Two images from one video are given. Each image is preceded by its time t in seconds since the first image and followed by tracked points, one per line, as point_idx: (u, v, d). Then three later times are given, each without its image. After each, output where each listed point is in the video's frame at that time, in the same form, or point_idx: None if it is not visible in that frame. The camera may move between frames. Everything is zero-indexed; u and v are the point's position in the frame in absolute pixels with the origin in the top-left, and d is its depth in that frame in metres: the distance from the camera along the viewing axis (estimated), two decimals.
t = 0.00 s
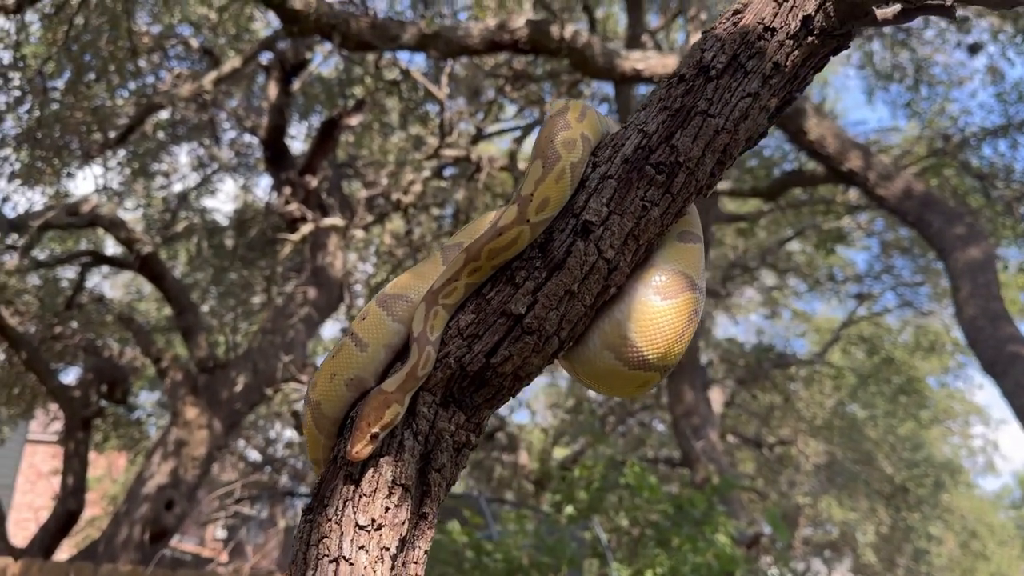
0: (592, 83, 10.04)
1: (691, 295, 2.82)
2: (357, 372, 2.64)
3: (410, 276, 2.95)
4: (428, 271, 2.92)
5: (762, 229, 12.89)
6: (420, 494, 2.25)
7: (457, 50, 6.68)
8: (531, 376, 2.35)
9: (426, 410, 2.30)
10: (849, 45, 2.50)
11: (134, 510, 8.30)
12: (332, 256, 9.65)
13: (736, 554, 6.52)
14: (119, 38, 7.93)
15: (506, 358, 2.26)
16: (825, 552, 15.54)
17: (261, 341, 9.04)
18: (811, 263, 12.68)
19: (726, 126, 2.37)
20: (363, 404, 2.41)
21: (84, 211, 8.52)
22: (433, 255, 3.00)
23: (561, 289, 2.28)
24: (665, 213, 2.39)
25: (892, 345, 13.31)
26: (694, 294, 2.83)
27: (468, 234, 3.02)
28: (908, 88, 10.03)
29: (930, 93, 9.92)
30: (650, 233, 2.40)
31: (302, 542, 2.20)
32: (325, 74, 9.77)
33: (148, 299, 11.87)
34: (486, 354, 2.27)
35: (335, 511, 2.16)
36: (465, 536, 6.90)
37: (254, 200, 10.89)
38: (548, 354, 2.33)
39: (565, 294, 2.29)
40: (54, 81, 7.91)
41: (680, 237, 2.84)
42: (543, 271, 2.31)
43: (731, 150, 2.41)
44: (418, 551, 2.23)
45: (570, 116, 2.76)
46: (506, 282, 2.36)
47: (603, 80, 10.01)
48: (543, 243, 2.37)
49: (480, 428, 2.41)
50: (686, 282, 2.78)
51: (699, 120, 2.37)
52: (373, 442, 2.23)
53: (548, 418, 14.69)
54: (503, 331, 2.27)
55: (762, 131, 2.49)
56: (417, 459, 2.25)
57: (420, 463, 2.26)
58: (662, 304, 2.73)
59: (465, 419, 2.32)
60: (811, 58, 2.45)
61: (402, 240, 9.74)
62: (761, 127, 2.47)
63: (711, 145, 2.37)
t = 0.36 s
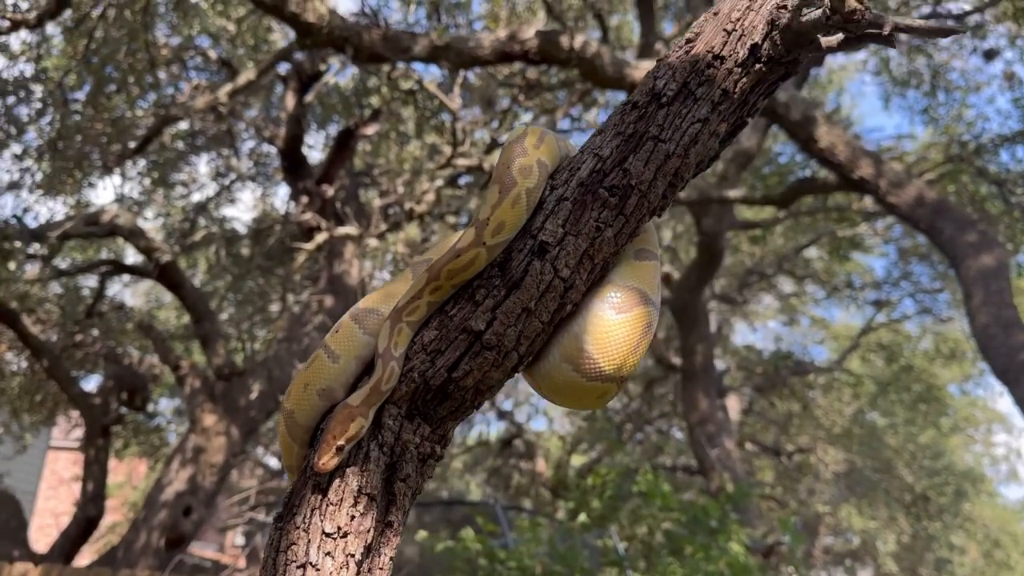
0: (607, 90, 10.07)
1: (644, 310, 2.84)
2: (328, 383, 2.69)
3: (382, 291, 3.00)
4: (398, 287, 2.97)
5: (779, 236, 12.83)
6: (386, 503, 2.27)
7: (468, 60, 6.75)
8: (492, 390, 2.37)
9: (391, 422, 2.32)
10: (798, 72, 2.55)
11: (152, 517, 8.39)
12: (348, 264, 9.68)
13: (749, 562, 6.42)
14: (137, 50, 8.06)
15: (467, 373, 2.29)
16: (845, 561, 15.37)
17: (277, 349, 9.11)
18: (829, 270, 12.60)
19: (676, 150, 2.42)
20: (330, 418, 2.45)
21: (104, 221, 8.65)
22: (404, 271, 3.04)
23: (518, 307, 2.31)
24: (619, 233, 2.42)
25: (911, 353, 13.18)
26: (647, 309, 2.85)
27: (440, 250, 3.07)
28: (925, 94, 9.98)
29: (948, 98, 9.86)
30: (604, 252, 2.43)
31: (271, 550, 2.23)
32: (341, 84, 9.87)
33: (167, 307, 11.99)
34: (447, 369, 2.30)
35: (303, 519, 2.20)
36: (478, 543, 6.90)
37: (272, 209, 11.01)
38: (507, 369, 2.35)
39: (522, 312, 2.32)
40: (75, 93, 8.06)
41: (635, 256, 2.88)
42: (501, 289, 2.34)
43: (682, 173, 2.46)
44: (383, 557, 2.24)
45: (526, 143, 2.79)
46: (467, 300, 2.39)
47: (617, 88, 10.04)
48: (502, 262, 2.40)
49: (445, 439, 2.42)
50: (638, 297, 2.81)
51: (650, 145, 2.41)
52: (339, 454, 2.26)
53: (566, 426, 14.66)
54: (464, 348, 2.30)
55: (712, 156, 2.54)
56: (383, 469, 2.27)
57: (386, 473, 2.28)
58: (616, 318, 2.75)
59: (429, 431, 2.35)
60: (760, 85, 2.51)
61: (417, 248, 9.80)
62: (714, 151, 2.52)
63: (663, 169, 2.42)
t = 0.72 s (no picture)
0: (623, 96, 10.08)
1: (637, 310, 2.87)
2: (332, 382, 2.73)
3: (385, 294, 3.04)
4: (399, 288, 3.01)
5: (799, 242, 12.75)
6: (385, 502, 2.30)
7: (484, 68, 6.79)
8: (487, 392, 2.40)
9: (389, 423, 2.35)
10: (787, 80, 2.55)
11: (173, 522, 8.47)
12: (366, 272, 9.70)
13: (767, 568, 6.33)
14: (158, 61, 8.18)
15: (462, 375, 2.32)
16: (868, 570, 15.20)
17: (295, 355, 9.19)
18: (849, 275, 12.52)
19: (666, 157, 2.43)
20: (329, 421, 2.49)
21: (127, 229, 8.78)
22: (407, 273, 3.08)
23: (512, 311, 2.34)
24: (611, 238, 2.44)
25: (933, 359, 13.04)
26: (640, 309, 2.88)
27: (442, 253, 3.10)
28: (945, 98, 9.91)
29: (968, 102, 9.79)
30: (596, 257, 2.45)
31: (273, 548, 2.27)
32: (360, 92, 9.96)
33: (189, 315, 12.12)
34: (442, 372, 2.34)
35: (304, 517, 2.24)
36: (495, 549, 6.91)
37: (292, 217, 11.11)
38: (502, 371, 2.38)
39: (515, 315, 2.34)
40: (99, 104, 8.21)
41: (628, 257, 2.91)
42: (495, 293, 2.37)
43: (672, 180, 2.47)
44: (382, 555, 2.28)
45: (518, 154, 2.80)
46: (462, 304, 2.42)
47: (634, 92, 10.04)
48: (495, 267, 2.43)
49: (443, 439, 2.46)
50: (631, 297, 2.84)
51: (639, 152, 2.42)
52: (337, 458, 2.29)
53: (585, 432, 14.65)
54: (458, 351, 2.33)
55: (703, 163, 2.54)
56: (380, 469, 2.31)
57: (384, 473, 2.32)
58: (610, 317, 2.77)
59: (426, 431, 2.38)
60: (748, 93, 2.50)
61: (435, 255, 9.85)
62: (705, 157, 2.53)
63: (654, 175, 2.43)
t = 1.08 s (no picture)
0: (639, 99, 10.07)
1: (656, 300, 2.85)
2: (349, 374, 2.74)
3: (402, 287, 3.04)
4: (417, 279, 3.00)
5: (817, 244, 12.66)
6: (400, 498, 2.30)
7: (498, 72, 6.81)
8: (502, 387, 2.39)
9: (403, 418, 2.35)
10: (805, 71, 2.54)
11: (191, 525, 8.52)
12: (382, 276, 9.73)
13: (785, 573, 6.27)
14: (176, 67, 8.25)
15: (477, 370, 2.31)
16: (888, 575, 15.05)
17: (312, 359, 9.23)
18: (867, 278, 12.42)
19: (682, 150, 2.41)
20: (343, 419, 2.49)
21: (145, 234, 8.85)
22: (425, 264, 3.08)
23: (526, 305, 2.33)
24: (626, 231, 2.43)
25: (953, 362, 12.90)
26: (659, 298, 2.86)
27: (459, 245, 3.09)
28: (963, 99, 9.81)
29: (987, 102, 9.68)
30: (612, 251, 2.44)
31: (288, 542, 2.28)
32: (376, 97, 10.02)
33: (207, 319, 12.21)
34: (457, 366, 2.33)
35: (319, 513, 2.24)
36: (511, 553, 6.89)
37: (310, 221, 11.17)
38: (517, 366, 2.37)
39: (531, 309, 2.34)
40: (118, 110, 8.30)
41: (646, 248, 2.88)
42: (510, 288, 2.36)
43: (689, 173, 2.45)
44: (398, 551, 2.27)
45: (533, 149, 2.79)
46: (477, 299, 2.41)
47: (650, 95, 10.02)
48: (510, 261, 2.42)
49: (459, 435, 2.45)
50: (650, 286, 2.82)
51: (655, 146, 2.41)
52: (351, 457, 2.29)
53: (602, 436, 14.61)
54: (472, 345, 2.33)
55: (720, 156, 2.52)
56: (395, 465, 2.30)
57: (399, 469, 2.31)
58: (628, 307, 2.75)
59: (441, 427, 2.37)
60: (765, 85, 2.47)
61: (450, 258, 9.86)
62: (722, 149, 2.50)
63: (670, 167, 2.41)
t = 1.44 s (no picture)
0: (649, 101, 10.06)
1: (676, 295, 2.84)
2: (369, 369, 2.74)
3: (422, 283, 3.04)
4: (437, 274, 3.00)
5: (828, 246, 12.61)
6: (418, 498, 2.29)
7: (509, 74, 6.81)
8: (521, 385, 2.38)
9: (421, 418, 2.35)
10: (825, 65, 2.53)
11: (204, 529, 8.54)
12: (393, 279, 9.74)
13: None
14: (188, 72, 8.30)
15: (495, 368, 2.30)
16: None
17: (324, 363, 9.25)
18: (880, 280, 12.34)
19: (702, 145, 2.40)
20: (360, 419, 2.49)
21: (158, 239, 8.89)
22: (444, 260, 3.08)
23: (545, 302, 2.32)
24: (645, 228, 2.42)
25: (967, 364, 12.81)
26: (679, 294, 2.85)
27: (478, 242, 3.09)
28: (976, 99, 9.74)
29: (1000, 103, 9.62)
30: (631, 248, 2.43)
31: (306, 543, 2.27)
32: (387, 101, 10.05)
33: (219, 324, 12.25)
34: (475, 365, 2.32)
35: (337, 513, 2.24)
36: (523, 556, 6.86)
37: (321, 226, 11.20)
38: (536, 364, 2.36)
39: (549, 307, 2.33)
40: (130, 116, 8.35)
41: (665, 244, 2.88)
42: (528, 285, 2.36)
43: (709, 168, 2.44)
44: (417, 552, 2.26)
45: (550, 147, 2.79)
46: (494, 297, 2.41)
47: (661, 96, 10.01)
48: (529, 259, 2.42)
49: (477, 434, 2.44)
50: (670, 281, 2.81)
51: (675, 140, 2.41)
52: (368, 460, 2.28)
53: (614, 439, 14.58)
54: (491, 343, 2.32)
55: (740, 151, 2.51)
56: (413, 465, 2.30)
57: (417, 469, 2.31)
58: (649, 302, 2.74)
59: (460, 426, 2.37)
60: (786, 79, 2.47)
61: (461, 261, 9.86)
62: (742, 145, 2.49)
63: (690, 163, 2.41)
